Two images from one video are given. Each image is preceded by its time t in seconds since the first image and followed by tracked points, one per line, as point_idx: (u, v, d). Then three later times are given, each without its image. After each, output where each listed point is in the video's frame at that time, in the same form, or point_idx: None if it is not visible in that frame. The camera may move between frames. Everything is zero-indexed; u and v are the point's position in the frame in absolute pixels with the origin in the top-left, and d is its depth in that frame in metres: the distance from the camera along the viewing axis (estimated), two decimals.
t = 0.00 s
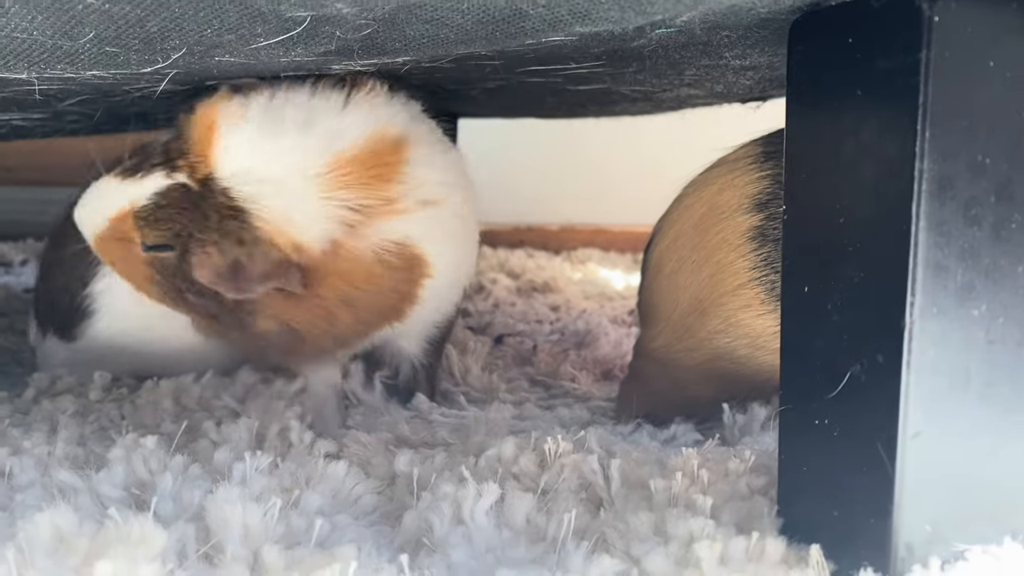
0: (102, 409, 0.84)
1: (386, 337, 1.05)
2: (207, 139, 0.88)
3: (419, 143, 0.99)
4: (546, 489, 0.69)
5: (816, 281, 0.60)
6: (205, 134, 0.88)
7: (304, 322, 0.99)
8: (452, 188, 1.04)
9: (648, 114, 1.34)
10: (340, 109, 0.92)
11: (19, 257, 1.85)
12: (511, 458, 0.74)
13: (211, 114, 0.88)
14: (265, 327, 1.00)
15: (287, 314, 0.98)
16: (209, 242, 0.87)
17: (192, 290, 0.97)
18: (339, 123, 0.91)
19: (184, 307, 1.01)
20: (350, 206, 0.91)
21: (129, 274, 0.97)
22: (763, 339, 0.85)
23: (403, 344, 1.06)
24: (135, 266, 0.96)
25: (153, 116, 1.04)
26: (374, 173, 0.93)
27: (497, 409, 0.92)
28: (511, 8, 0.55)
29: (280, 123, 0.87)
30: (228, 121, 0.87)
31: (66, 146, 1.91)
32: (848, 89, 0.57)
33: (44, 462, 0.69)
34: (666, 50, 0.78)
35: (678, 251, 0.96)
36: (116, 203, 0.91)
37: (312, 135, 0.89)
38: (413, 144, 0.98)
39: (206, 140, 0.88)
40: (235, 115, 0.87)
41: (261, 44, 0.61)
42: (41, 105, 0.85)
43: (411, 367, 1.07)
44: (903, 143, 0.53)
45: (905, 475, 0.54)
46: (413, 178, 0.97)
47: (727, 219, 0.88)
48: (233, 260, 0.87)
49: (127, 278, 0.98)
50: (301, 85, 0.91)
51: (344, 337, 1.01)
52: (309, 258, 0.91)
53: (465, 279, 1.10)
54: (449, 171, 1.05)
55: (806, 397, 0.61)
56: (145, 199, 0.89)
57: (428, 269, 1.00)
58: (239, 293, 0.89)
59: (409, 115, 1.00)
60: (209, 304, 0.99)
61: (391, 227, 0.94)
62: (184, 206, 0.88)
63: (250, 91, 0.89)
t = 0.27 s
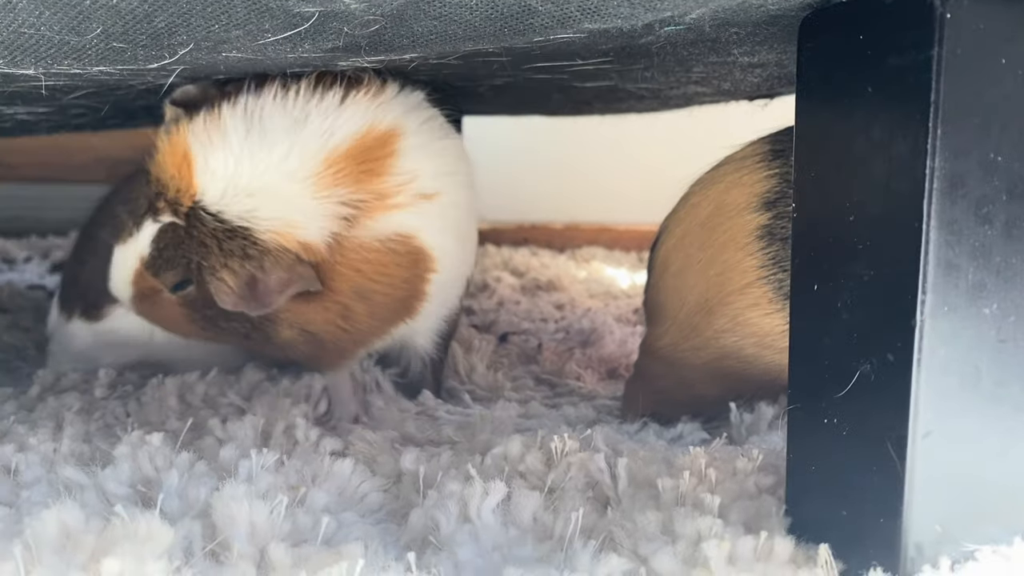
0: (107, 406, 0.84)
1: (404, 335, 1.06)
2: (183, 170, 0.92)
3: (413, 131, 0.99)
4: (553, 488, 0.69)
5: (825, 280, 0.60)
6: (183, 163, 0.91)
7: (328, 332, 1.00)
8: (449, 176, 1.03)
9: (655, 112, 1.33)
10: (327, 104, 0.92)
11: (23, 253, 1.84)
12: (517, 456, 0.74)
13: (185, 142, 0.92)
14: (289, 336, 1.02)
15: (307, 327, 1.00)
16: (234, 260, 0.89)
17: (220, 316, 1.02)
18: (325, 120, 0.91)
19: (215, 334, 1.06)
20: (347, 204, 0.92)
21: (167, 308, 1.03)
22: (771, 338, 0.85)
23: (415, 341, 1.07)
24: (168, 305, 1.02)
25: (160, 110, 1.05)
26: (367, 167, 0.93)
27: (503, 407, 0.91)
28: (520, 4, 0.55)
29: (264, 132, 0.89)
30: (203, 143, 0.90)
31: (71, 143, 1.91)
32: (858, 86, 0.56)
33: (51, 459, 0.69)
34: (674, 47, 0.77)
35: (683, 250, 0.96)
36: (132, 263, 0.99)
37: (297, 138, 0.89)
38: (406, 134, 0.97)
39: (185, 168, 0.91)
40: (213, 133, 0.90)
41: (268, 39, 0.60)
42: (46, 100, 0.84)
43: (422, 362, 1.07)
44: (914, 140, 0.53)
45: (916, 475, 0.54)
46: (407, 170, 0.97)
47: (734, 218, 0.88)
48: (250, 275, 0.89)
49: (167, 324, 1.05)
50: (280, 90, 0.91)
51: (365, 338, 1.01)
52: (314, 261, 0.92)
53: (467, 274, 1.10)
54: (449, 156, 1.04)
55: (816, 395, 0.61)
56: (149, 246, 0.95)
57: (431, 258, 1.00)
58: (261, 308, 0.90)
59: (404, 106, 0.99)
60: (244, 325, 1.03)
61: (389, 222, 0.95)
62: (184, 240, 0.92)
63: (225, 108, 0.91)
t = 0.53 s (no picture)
0: (119, 403, 0.84)
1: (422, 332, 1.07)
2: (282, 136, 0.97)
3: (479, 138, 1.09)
4: (565, 486, 0.69)
5: (839, 279, 0.60)
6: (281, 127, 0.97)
7: (367, 319, 1.05)
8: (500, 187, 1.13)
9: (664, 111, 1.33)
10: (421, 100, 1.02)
11: (31, 250, 1.84)
12: (529, 455, 0.74)
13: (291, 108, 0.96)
14: (339, 317, 1.04)
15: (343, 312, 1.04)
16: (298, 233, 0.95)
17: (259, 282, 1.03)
18: (425, 114, 1.01)
19: (239, 305, 1.05)
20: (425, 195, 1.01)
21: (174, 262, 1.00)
22: (782, 337, 0.85)
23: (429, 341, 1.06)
24: (178, 260, 1.00)
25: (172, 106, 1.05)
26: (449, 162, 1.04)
27: (514, 405, 0.91)
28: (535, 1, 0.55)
29: (373, 114, 0.98)
30: (313, 110, 0.96)
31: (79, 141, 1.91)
32: (874, 85, 0.56)
33: (63, 455, 0.69)
34: (686, 45, 0.77)
35: (695, 249, 0.96)
36: (167, 206, 0.98)
37: (400, 127, 1.00)
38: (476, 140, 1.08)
39: (289, 133, 0.97)
40: (321, 102, 0.96)
41: (283, 35, 0.60)
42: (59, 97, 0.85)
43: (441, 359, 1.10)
44: (931, 138, 0.52)
45: (931, 474, 0.54)
46: (472, 175, 1.06)
47: (746, 216, 0.88)
48: (322, 248, 0.94)
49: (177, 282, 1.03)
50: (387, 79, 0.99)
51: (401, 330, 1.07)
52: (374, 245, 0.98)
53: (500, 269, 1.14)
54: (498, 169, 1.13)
55: (830, 395, 0.61)
56: (205, 193, 0.97)
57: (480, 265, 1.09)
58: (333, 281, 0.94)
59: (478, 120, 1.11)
60: (287, 299, 1.04)
61: (450, 223, 1.04)
62: (253, 196, 0.97)
63: (333, 77, 0.97)
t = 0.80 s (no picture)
0: (135, 399, 0.84)
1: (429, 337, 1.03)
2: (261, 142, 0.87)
3: (461, 138, 0.99)
4: (582, 484, 0.69)
5: (860, 278, 0.59)
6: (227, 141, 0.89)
7: (393, 326, 0.98)
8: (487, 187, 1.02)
9: (678, 110, 1.33)
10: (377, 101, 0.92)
11: (43, 247, 1.85)
12: (546, 453, 0.74)
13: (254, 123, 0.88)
14: (305, 323, 0.96)
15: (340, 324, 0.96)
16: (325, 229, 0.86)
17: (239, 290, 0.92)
18: (386, 121, 0.91)
19: (218, 296, 0.96)
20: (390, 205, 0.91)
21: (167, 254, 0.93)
22: (800, 337, 0.85)
23: (441, 344, 1.04)
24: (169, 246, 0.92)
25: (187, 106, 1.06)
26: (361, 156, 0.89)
27: (529, 404, 0.91)
28: None
29: (326, 124, 0.88)
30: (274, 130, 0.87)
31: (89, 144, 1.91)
32: (897, 84, 0.56)
33: (82, 451, 0.69)
34: (705, 43, 0.77)
35: (710, 247, 0.95)
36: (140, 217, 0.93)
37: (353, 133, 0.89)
38: (454, 142, 0.98)
39: (245, 151, 0.87)
40: (282, 120, 0.88)
41: (304, 34, 0.60)
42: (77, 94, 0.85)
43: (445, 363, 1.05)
44: (955, 137, 0.52)
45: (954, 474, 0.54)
46: (449, 177, 0.97)
47: (762, 215, 0.88)
48: (271, 263, 0.84)
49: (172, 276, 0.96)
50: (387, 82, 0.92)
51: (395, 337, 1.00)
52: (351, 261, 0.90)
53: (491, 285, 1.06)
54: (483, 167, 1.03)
55: (849, 394, 0.61)
56: (184, 195, 0.88)
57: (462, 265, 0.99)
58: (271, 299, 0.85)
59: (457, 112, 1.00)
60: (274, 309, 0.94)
61: (425, 226, 0.94)
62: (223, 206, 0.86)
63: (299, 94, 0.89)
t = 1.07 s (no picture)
0: (159, 392, 0.84)
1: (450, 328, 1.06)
2: (253, 153, 0.91)
3: (470, 124, 0.99)
4: (609, 480, 0.68)
5: (893, 272, 0.59)
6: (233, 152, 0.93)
7: (420, 315, 1.02)
8: (502, 169, 1.04)
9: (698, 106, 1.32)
10: (385, 88, 0.92)
11: (60, 242, 1.85)
12: (572, 448, 0.73)
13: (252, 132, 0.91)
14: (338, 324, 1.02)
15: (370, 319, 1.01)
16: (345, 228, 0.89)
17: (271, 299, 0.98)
18: (393, 108, 0.92)
19: (263, 324, 1.04)
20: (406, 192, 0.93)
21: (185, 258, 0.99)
22: (826, 333, 0.85)
23: (460, 335, 1.07)
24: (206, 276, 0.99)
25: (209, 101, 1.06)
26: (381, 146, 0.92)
27: (552, 400, 0.91)
28: None
29: (336, 117, 0.89)
30: (276, 134, 0.89)
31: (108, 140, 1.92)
32: (932, 77, 0.55)
33: (108, 444, 0.70)
34: (733, 37, 0.77)
35: (734, 244, 0.95)
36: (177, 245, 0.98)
37: (366, 124, 0.90)
38: (463, 125, 0.98)
39: (253, 159, 0.90)
40: (286, 121, 0.89)
41: (334, 26, 0.60)
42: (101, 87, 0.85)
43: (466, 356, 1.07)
44: (994, 130, 0.52)
45: (990, 470, 0.53)
46: (460, 163, 0.98)
47: (789, 211, 0.88)
48: (303, 266, 0.87)
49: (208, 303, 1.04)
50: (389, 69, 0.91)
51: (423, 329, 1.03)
52: (373, 249, 0.93)
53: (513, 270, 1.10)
54: (500, 151, 1.04)
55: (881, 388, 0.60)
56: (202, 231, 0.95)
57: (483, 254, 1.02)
58: (312, 300, 0.88)
59: (465, 99, 1.00)
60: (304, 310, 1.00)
61: (442, 213, 0.97)
62: (241, 226, 0.91)
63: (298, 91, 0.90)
